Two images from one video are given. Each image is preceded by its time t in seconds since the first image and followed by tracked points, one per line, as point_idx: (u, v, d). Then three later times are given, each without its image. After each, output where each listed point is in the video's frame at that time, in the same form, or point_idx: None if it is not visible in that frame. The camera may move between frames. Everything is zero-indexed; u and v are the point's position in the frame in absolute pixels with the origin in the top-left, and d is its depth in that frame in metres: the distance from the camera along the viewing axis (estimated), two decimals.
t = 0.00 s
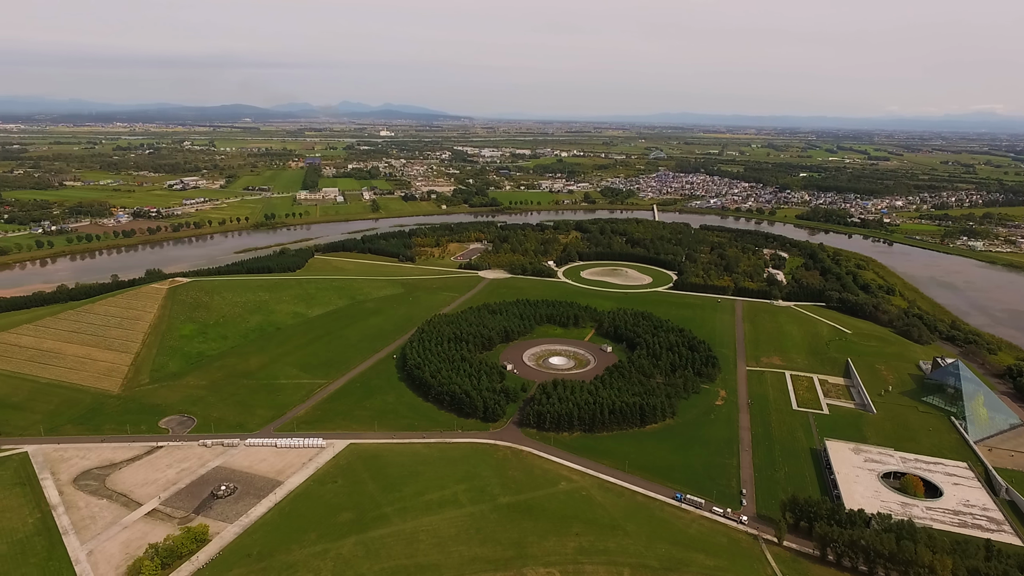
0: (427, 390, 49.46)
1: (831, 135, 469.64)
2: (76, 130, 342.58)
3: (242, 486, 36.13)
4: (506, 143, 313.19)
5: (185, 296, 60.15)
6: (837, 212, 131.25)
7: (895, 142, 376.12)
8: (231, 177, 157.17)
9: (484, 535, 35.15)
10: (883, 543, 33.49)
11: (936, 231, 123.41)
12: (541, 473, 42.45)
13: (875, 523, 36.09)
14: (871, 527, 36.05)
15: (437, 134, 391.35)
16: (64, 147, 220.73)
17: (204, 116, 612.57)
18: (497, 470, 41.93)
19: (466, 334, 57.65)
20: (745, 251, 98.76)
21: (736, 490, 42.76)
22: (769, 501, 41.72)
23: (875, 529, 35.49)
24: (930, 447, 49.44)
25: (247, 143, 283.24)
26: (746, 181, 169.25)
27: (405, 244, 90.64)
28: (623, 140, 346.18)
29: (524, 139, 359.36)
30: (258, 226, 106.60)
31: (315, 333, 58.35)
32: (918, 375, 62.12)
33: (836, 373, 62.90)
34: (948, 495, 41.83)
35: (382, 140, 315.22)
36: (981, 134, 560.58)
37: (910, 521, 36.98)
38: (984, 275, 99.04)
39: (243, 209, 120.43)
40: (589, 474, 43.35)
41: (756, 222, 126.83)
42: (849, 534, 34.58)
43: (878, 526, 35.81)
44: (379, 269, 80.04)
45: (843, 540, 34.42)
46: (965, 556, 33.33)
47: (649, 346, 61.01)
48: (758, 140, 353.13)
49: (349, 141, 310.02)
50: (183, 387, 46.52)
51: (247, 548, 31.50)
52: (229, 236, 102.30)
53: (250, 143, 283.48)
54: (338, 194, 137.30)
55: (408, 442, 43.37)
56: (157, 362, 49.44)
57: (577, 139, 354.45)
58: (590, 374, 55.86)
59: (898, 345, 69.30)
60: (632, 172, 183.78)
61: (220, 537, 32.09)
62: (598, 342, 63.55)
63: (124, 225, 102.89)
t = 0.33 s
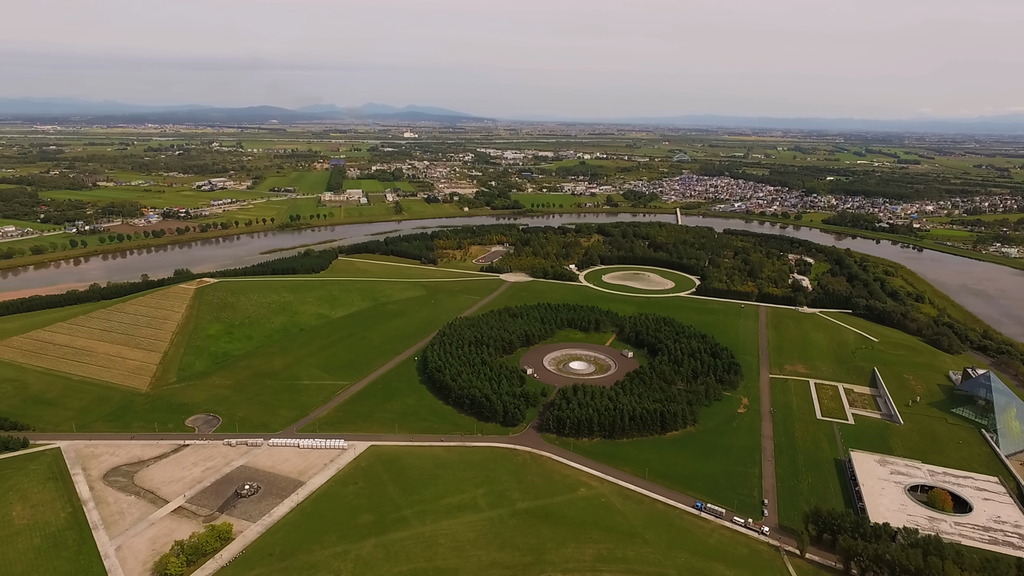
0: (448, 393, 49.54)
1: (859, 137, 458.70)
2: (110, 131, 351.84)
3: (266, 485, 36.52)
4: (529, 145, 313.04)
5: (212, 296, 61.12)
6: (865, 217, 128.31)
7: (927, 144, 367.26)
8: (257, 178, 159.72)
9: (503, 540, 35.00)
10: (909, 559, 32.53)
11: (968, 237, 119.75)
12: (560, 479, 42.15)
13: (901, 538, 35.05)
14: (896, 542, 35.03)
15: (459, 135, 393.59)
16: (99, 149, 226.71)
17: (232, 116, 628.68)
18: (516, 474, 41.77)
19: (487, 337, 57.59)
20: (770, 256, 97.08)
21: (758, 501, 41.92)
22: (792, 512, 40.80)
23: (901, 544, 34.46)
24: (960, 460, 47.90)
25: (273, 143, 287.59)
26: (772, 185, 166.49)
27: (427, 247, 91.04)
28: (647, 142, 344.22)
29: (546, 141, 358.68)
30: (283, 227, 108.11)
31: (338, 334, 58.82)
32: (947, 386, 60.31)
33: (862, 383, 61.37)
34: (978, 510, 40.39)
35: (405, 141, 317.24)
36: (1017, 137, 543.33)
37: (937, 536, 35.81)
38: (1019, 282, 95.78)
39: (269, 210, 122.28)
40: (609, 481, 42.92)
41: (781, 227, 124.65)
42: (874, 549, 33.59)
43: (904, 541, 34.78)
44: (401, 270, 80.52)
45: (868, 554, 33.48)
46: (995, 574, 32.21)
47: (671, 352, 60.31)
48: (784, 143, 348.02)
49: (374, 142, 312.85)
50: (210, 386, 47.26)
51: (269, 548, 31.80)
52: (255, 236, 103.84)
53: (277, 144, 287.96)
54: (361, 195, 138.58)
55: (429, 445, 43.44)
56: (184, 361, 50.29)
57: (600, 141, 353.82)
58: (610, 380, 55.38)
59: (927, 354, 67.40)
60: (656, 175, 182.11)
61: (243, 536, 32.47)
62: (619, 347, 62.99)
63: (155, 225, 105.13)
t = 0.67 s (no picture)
0: (471, 396, 49.53)
1: (893, 139, 445.30)
2: (145, 132, 362.29)
3: (291, 485, 36.87)
4: (555, 147, 312.25)
5: (241, 296, 62.15)
6: (898, 222, 124.80)
7: (963, 148, 356.53)
8: (286, 179, 162.25)
9: (523, 545, 34.78)
10: None
11: (1007, 243, 115.54)
12: (582, 485, 41.74)
13: (933, 555, 33.94)
14: (927, 559, 33.91)
15: (485, 136, 394.97)
16: (135, 149, 233.24)
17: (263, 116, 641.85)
18: (538, 480, 41.49)
19: (511, 341, 57.43)
20: (798, 261, 95.08)
21: (784, 512, 40.94)
22: (819, 525, 39.72)
23: (932, 561, 33.35)
24: (995, 476, 46.15)
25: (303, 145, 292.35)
26: (801, 189, 163.15)
27: (452, 249, 91.28)
28: (673, 144, 341.56)
29: (571, 143, 357.14)
30: (311, 228, 109.56)
31: (363, 335, 59.25)
32: (982, 398, 58.19)
33: (893, 393, 59.59)
34: (1014, 529, 38.73)
35: (433, 143, 319.96)
36: None
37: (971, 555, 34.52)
38: None
39: (297, 210, 124.06)
40: (631, 488, 42.36)
41: (811, 231, 122.05)
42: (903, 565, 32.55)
43: (935, 558, 33.67)
44: (426, 272, 80.84)
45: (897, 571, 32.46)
46: None
47: (696, 358, 59.38)
48: (815, 146, 341.44)
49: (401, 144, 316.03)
50: (238, 385, 47.98)
51: (294, 547, 32.10)
52: (284, 237, 105.38)
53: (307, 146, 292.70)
54: (388, 196, 139.63)
55: (452, 448, 43.43)
56: (213, 360, 51.16)
57: (627, 143, 352.23)
58: (633, 386, 54.75)
59: (961, 365, 65.15)
60: (682, 178, 179.91)
61: (269, 534, 32.80)
62: (643, 352, 62.25)
63: (188, 225, 107.42)
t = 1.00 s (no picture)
0: (494, 400, 49.44)
1: (930, 142, 432.04)
2: (180, 133, 372.19)
3: (317, 484, 37.22)
4: (581, 149, 310.52)
5: (271, 296, 63.08)
6: (934, 228, 120.81)
7: (1004, 151, 344.23)
8: (315, 180, 164.54)
9: (545, 551, 34.51)
10: None
11: None
12: (605, 491, 41.28)
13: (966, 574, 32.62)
14: None
15: (512, 138, 395.62)
16: (172, 150, 239.71)
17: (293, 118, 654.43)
18: (561, 485, 41.17)
19: (535, 344, 57.21)
20: (829, 267, 92.87)
21: (811, 525, 39.90)
22: (848, 540, 38.58)
23: None
24: None
25: (332, 145, 296.06)
26: (833, 193, 159.32)
27: (478, 251, 91.38)
28: (701, 147, 337.24)
29: (598, 144, 355.05)
30: (340, 229, 110.86)
31: (389, 337, 59.60)
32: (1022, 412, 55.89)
33: (927, 404, 57.63)
34: None
35: (460, 145, 321.48)
36: None
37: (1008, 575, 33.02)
38: None
39: (326, 211, 125.65)
40: (654, 496, 41.75)
41: (843, 237, 119.04)
42: None
43: None
44: (451, 274, 81.07)
45: None
46: None
47: (722, 365, 58.37)
48: (848, 149, 333.19)
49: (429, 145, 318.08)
50: (266, 384, 48.70)
51: (319, 546, 32.38)
52: (313, 237, 106.82)
53: (335, 146, 296.19)
54: (416, 198, 140.52)
55: (475, 451, 43.41)
56: (243, 359, 52.01)
57: (655, 145, 349.23)
58: (658, 392, 54.02)
59: (999, 377, 62.69)
60: (711, 181, 177.16)
61: (294, 533, 33.12)
62: (668, 358, 61.44)
63: (220, 225, 109.59)
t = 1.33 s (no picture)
0: (518, 404, 49.27)
1: (967, 145, 418.12)
2: (215, 133, 381.01)
3: (341, 484, 37.52)
4: (608, 151, 308.09)
5: (299, 296, 63.93)
6: (972, 233, 116.73)
7: None
8: (344, 181, 166.49)
9: (567, 557, 34.22)
10: None
11: None
12: (627, 499, 40.78)
13: None
14: None
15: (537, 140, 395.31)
16: (206, 151, 245.82)
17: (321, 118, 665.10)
18: (583, 491, 40.80)
19: (559, 348, 56.88)
20: (860, 273, 90.50)
21: (839, 538, 38.86)
22: (878, 556, 37.41)
23: None
24: None
25: (359, 147, 299.33)
26: (865, 197, 155.29)
27: (503, 254, 91.32)
28: (730, 149, 332.32)
29: (623, 146, 352.45)
30: (367, 230, 111.93)
31: (413, 338, 59.86)
32: None
33: (961, 417, 55.62)
34: None
35: (487, 146, 322.13)
36: None
37: None
38: None
39: (353, 212, 127.04)
40: (678, 504, 41.08)
41: (875, 242, 115.92)
42: None
43: None
44: (476, 277, 81.11)
45: None
46: None
47: (748, 373, 57.26)
48: (883, 152, 324.41)
49: (455, 146, 319.47)
50: (293, 383, 49.32)
51: (342, 546, 32.58)
52: (340, 237, 108.10)
53: (363, 147, 299.24)
54: (441, 200, 141.16)
55: (498, 455, 43.29)
56: (271, 358, 52.78)
57: (683, 147, 345.27)
58: (683, 399, 53.25)
59: None
60: (739, 184, 174.23)
61: (319, 532, 33.41)
62: (693, 364, 60.55)
63: (251, 225, 111.62)
